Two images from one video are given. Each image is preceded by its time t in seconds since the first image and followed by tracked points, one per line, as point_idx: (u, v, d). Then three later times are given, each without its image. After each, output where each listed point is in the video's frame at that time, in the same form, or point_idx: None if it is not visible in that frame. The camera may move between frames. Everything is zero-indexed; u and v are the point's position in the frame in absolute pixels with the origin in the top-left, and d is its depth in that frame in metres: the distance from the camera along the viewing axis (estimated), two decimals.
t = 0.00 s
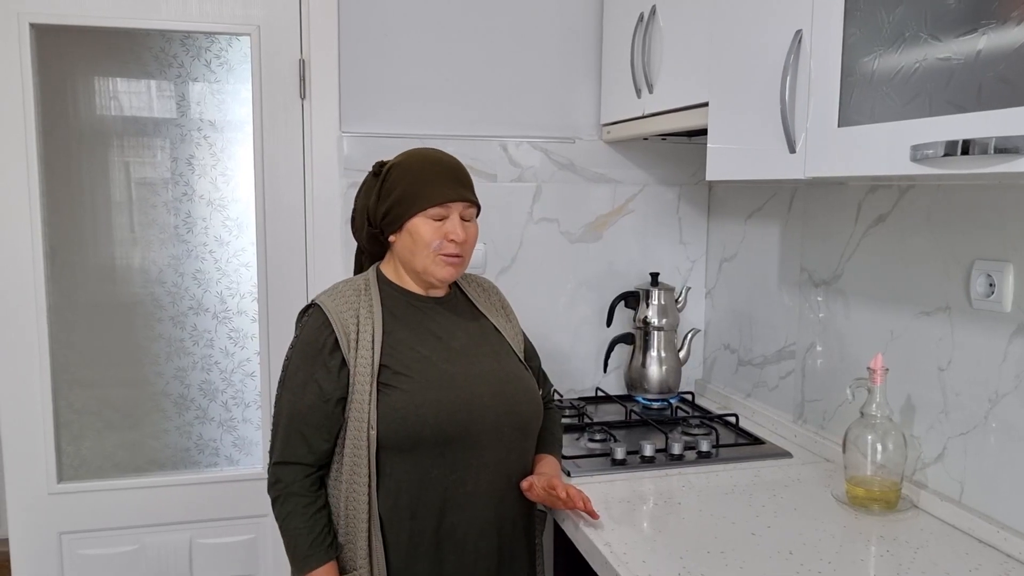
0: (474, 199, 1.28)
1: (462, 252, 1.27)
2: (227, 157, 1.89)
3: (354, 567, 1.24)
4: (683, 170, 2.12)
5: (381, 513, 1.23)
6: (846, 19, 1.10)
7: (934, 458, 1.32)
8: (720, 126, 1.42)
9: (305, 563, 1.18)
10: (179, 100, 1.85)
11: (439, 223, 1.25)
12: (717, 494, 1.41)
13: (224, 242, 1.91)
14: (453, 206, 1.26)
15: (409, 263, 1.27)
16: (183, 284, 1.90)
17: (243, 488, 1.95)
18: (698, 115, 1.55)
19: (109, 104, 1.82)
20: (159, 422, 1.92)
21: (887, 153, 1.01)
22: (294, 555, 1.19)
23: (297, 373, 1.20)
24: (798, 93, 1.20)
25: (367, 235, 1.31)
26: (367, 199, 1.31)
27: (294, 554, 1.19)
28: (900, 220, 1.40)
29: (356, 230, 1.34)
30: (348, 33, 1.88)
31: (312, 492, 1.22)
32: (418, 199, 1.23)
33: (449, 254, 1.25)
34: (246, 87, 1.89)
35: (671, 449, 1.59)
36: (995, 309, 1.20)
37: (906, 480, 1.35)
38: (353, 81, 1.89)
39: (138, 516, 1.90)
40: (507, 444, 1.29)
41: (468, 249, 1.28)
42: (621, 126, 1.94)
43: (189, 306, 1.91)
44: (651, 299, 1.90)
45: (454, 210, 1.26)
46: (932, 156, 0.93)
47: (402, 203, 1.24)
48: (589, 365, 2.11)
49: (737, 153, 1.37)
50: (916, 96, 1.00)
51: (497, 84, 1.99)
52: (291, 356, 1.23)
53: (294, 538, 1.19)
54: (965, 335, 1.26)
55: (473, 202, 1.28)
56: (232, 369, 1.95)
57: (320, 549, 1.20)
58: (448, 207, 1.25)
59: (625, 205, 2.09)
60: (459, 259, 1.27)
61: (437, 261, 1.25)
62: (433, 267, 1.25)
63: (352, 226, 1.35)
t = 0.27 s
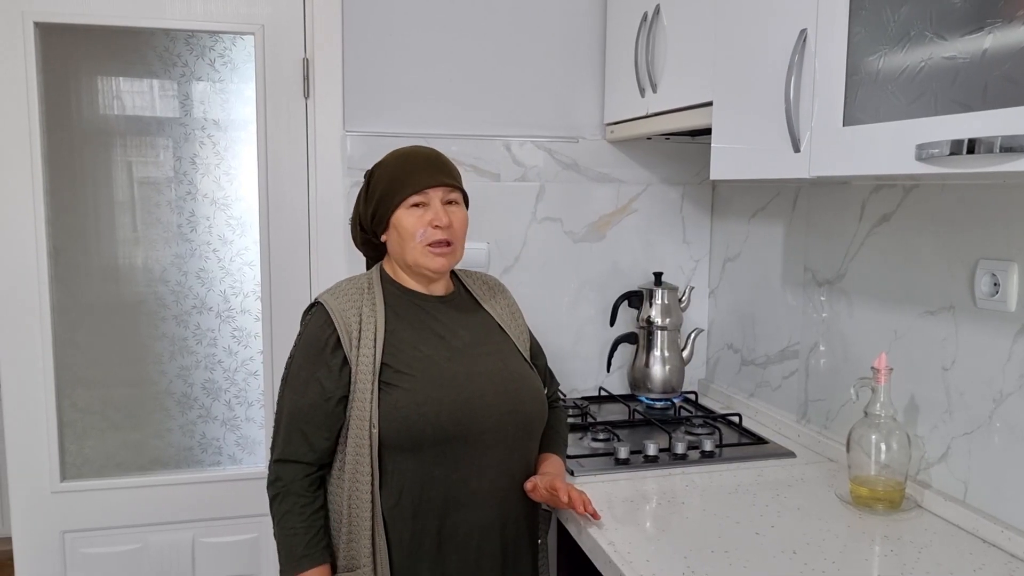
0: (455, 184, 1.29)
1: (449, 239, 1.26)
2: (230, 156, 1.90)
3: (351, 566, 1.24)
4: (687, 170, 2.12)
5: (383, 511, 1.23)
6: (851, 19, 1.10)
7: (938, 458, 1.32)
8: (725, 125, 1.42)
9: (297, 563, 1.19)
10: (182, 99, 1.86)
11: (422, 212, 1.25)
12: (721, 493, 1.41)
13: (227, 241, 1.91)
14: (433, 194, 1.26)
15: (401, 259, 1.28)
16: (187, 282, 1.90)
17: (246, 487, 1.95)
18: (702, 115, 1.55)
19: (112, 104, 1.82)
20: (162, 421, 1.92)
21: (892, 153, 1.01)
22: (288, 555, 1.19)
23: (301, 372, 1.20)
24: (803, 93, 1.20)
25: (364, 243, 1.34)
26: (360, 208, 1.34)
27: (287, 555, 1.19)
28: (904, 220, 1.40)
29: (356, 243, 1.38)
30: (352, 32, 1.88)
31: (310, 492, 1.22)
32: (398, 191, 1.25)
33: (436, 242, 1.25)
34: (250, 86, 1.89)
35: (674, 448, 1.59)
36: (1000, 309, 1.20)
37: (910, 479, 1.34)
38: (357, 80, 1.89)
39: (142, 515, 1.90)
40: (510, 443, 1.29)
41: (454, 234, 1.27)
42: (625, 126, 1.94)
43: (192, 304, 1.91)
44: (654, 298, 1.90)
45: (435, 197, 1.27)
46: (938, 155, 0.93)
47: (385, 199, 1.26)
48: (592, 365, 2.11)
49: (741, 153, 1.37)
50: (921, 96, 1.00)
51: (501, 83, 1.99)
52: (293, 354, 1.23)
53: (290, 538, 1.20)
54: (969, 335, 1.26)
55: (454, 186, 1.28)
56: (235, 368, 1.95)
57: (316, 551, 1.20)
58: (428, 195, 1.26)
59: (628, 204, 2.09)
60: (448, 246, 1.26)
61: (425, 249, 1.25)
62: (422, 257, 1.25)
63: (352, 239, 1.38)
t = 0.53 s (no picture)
0: (441, 184, 1.27)
1: (437, 242, 1.26)
2: (231, 155, 1.90)
3: (350, 565, 1.24)
4: (688, 169, 2.11)
5: (382, 510, 1.23)
6: (853, 16, 1.10)
7: (939, 457, 1.32)
8: (726, 124, 1.42)
9: (296, 564, 1.19)
10: (183, 98, 1.85)
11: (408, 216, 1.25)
12: (722, 492, 1.41)
13: (228, 240, 1.91)
14: (418, 197, 1.25)
15: (394, 263, 1.28)
16: (188, 281, 1.90)
17: (247, 486, 1.95)
18: (703, 113, 1.55)
19: (113, 102, 1.82)
20: (163, 420, 1.92)
21: (894, 150, 1.01)
22: (288, 556, 1.19)
23: (302, 370, 1.20)
24: (804, 91, 1.20)
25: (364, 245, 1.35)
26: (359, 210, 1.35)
27: (287, 555, 1.19)
28: (906, 218, 1.40)
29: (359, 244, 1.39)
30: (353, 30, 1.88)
31: (310, 493, 1.22)
32: (384, 196, 1.24)
33: (424, 246, 1.25)
34: (250, 85, 1.89)
35: (675, 447, 1.59)
36: (1001, 307, 1.19)
37: (911, 478, 1.34)
38: (358, 79, 1.89)
39: (143, 513, 1.90)
40: (511, 443, 1.29)
41: (442, 236, 1.26)
42: (626, 124, 1.94)
43: (193, 303, 1.91)
44: (655, 297, 1.90)
45: (420, 201, 1.25)
46: (940, 153, 0.93)
47: (374, 204, 1.26)
48: (593, 364, 2.11)
49: (742, 151, 1.37)
50: (923, 93, 1.00)
51: (502, 82, 1.99)
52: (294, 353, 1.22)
53: (289, 539, 1.20)
54: (971, 334, 1.26)
55: (440, 187, 1.26)
56: (236, 366, 1.95)
57: (315, 552, 1.20)
58: (413, 198, 1.25)
59: (629, 203, 2.09)
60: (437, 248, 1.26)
61: (414, 254, 1.25)
62: (412, 262, 1.25)
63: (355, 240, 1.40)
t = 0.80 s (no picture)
0: (413, 192, 1.21)
1: (408, 251, 1.23)
2: (231, 155, 1.89)
3: (350, 566, 1.24)
4: (688, 169, 2.11)
5: (382, 512, 1.23)
6: (854, 17, 1.10)
7: (940, 458, 1.32)
8: (727, 124, 1.42)
9: (297, 565, 1.19)
10: (183, 98, 1.85)
11: (381, 225, 1.24)
12: (723, 494, 1.41)
13: (228, 240, 1.91)
14: (390, 206, 1.23)
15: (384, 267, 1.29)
16: (188, 281, 1.90)
17: (246, 486, 1.95)
18: (704, 114, 1.55)
19: (113, 102, 1.82)
20: (163, 420, 1.92)
21: (896, 151, 1.01)
22: (288, 557, 1.19)
23: (301, 372, 1.20)
24: (806, 92, 1.20)
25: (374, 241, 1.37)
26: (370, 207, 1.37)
27: (288, 556, 1.19)
28: (907, 219, 1.40)
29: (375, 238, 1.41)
30: (354, 30, 1.88)
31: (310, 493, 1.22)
32: (363, 204, 1.25)
33: (394, 255, 1.23)
34: (250, 85, 1.89)
35: (676, 448, 1.59)
36: (1002, 309, 1.19)
37: (912, 480, 1.34)
38: (359, 79, 1.89)
39: (143, 514, 1.90)
40: (511, 444, 1.29)
41: (412, 246, 1.23)
42: (626, 125, 1.94)
43: (193, 303, 1.91)
44: (656, 298, 1.90)
45: (392, 210, 1.23)
46: (941, 153, 0.92)
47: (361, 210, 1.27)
48: (593, 364, 2.11)
49: (743, 152, 1.37)
50: (924, 94, 1.00)
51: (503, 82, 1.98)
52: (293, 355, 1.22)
53: (289, 540, 1.20)
54: (972, 336, 1.26)
55: (410, 195, 1.21)
56: (236, 367, 1.95)
57: (316, 552, 1.20)
58: (385, 208, 1.23)
59: (630, 204, 2.08)
60: (409, 258, 1.23)
61: (388, 263, 1.24)
62: (388, 270, 1.25)
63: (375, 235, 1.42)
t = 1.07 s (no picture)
0: (407, 187, 1.21)
1: (403, 247, 1.22)
2: (232, 154, 1.89)
3: (347, 564, 1.23)
4: (690, 170, 2.11)
5: (377, 511, 1.23)
6: (858, 17, 1.09)
7: (941, 460, 1.32)
8: (729, 124, 1.42)
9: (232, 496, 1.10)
10: (184, 97, 1.85)
11: (378, 221, 1.24)
12: (724, 494, 1.41)
13: (229, 240, 1.91)
14: (386, 202, 1.23)
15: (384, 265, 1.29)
16: (188, 281, 1.90)
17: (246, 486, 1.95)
18: (706, 114, 1.55)
19: (114, 101, 1.81)
20: (163, 419, 1.92)
21: (898, 152, 1.01)
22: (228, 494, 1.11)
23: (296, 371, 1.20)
24: (808, 92, 1.20)
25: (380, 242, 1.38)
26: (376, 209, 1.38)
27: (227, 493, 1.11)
28: (909, 220, 1.39)
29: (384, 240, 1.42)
30: (356, 30, 1.88)
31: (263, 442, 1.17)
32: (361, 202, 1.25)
33: (391, 251, 1.23)
34: (251, 84, 1.88)
35: (676, 449, 1.59)
36: (1005, 310, 1.19)
37: (913, 481, 1.34)
38: (360, 78, 1.89)
39: (143, 513, 1.90)
40: (507, 444, 1.29)
41: (407, 241, 1.22)
42: (628, 125, 1.93)
43: (194, 303, 1.91)
44: (657, 298, 1.90)
45: (388, 206, 1.23)
46: (944, 154, 0.92)
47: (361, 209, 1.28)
48: (594, 364, 2.11)
49: (746, 152, 1.37)
50: (927, 95, 1.00)
51: (504, 82, 1.98)
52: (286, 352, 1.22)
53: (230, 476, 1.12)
54: (974, 337, 1.25)
55: (404, 190, 1.21)
56: (236, 366, 1.95)
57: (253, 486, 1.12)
58: (381, 204, 1.23)
59: (631, 204, 2.08)
60: (405, 253, 1.23)
61: (385, 260, 1.24)
62: (385, 266, 1.24)
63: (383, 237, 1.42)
